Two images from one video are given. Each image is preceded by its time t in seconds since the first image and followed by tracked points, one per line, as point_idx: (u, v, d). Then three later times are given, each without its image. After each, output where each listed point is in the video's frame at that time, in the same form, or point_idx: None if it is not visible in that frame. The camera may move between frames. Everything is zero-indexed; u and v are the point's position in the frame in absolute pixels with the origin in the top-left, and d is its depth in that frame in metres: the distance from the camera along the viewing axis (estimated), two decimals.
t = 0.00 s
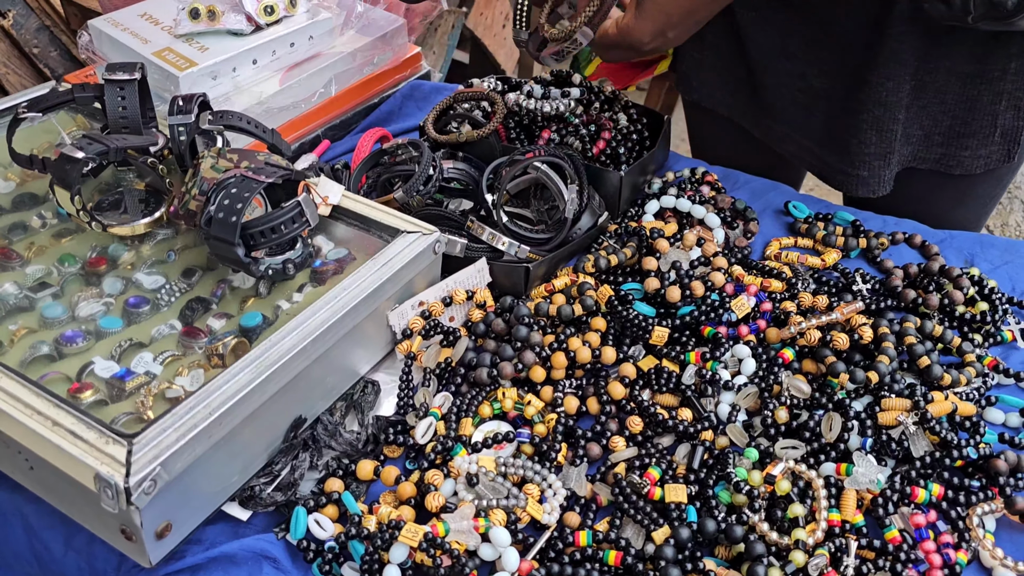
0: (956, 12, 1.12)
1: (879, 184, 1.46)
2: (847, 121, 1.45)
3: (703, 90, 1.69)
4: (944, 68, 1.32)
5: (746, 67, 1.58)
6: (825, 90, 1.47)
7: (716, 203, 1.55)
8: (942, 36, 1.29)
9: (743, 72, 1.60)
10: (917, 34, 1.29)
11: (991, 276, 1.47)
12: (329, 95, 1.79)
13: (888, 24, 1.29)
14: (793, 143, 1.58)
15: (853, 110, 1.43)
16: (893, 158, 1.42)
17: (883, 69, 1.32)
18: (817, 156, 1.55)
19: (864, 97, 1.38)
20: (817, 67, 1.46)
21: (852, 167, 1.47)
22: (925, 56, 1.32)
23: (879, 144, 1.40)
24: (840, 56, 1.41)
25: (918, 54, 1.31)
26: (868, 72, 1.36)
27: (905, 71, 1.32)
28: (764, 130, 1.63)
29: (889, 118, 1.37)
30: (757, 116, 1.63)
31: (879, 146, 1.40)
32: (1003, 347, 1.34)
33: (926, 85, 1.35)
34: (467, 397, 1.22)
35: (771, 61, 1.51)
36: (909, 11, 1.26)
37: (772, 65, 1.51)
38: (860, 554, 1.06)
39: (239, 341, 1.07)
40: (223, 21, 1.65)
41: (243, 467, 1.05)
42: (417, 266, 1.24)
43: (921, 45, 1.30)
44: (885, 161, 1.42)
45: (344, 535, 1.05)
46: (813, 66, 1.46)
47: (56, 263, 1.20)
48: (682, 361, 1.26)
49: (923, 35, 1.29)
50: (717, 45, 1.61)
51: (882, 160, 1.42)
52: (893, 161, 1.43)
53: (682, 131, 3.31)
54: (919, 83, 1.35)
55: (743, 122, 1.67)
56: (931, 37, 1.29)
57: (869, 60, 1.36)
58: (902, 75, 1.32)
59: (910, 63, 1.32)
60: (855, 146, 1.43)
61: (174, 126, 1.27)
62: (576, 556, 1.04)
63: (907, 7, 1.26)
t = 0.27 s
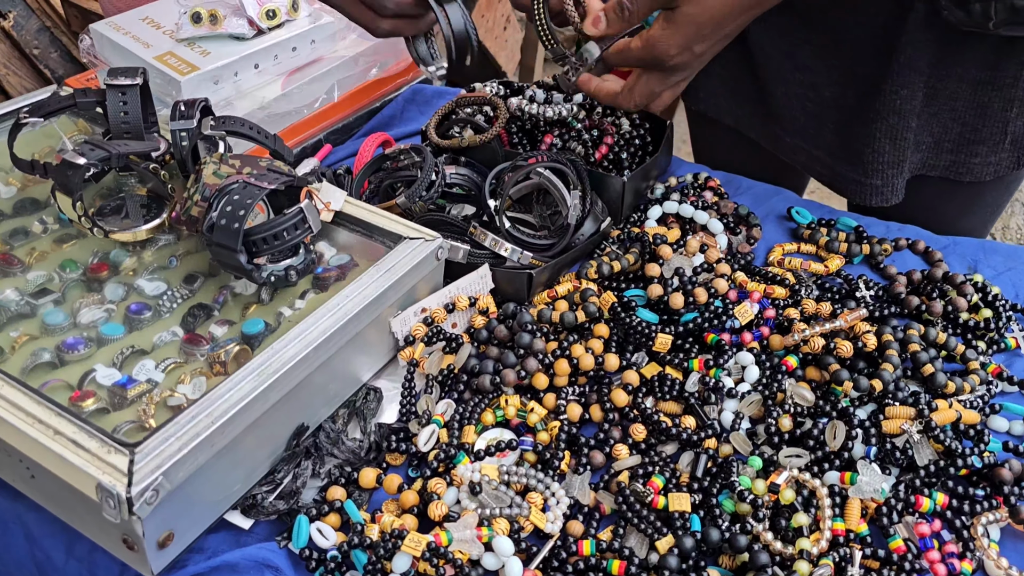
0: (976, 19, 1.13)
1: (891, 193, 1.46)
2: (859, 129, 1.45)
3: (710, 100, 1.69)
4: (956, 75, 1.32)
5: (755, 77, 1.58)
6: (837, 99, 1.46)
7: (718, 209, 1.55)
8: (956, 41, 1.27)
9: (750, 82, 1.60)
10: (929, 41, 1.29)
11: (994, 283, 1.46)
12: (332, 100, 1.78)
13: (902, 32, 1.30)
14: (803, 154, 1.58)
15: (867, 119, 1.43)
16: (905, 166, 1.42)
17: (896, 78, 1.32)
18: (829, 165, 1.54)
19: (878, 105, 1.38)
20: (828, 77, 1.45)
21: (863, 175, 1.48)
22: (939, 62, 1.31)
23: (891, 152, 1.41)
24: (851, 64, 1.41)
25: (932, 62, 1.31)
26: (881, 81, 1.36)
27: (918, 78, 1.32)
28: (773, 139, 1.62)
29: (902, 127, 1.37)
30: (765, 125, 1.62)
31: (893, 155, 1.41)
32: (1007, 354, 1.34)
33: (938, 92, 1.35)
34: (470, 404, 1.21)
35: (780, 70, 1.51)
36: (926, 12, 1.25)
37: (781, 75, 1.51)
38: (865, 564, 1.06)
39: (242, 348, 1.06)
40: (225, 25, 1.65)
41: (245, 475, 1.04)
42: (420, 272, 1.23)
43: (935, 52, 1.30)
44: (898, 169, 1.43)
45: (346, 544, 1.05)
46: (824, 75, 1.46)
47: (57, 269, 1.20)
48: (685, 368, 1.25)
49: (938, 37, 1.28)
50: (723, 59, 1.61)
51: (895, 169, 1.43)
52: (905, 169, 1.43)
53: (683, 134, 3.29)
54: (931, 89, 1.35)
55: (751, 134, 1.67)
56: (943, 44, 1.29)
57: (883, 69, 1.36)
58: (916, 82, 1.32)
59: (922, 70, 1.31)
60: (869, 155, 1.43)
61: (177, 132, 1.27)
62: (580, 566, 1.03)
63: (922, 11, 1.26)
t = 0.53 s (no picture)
0: (983, 30, 1.16)
1: (896, 204, 1.48)
2: (863, 139, 1.46)
3: (714, 111, 1.68)
4: (960, 85, 1.33)
5: (759, 86, 1.57)
6: (840, 110, 1.48)
7: (715, 216, 1.56)
8: (962, 51, 1.29)
9: (755, 94, 1.59)
10: (934, 52, 1.30)
11: (991, 291, 1.47)
12: (330, 107, 1.79)
13: (907, 42, 1.31)
14: (806, 165, 1.59)
15: (870, 130, 1.44)
16: (908, 177, 1.44)
17: (900, 88, 1.34)
18: (832, 176, 1.56)
19: (881, 116, 1.39)
20: (832, 87, 1.47)
21: (866, 185, 1.49)
22: (943, 72, 1.33)
23: (895, 162, 1.42)
24: (855, 74, 1.43)
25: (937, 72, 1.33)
26: (885, 91, 1.38)
27: (922, 89, 1.34)
28: (776, 150, 1.63)
29: (905, 137, 1.38)
30: (768, 137, 1.63)
31: (896, 164, 1.42)
32: (1002, 362, 1.34)
33: (941, 101, 1.36)
34: (467, 412, 1.21)
35: (782, 82, 1.51)
36: (931, 23, 1.27)
37: (783, 86, 1.51)
38: (859, 572, 1.07)
39: (240, 356, 1.07)
40: (224, 32, 1.66)
41: (244, 482, 1.05)
42: (418, 280, 1.24)
43: (940, 62, 1.32)
44: (900, 179, 1.44)
45: (344, 551, 1.05)
46: (829, 85, 1.47)
47: (56, 276, 1.20)
48: (682, 376, 1.25)
49: (948, 46, 1.29)
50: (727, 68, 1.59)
51: (897, 179, 1.44)
52: (908, 179, 1.44)
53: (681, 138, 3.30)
54: (934, 98, 1.37)
55: (752, 145, 1.67)
56: (948, 53, 1.30)
57: (887, 79, 1.38)
58: (920, 93, 1.34)
59: (927, 81, 1.33)
60: (872, 165, 1.45)
61: (176, 139, 1.27)
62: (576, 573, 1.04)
63: (928, 19, 1.27)
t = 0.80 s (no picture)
0: (979, 41, 1.18)
1: (892, 212, 1.48)
2: (860, 148, 1.46)
3: (710, 118, 1.69)
4: (956, 94, 1.34)
5: (756, 94, 1.58)
6: (836, 118, 1.49)
7: (710, 222, 1.57)
8: (960, 61, 1.30)
9: (753, 102, 1.60)
10: (931, 61, 1.31)
11: (983, 296, 1.48)
12: (325, 112, 1.80)
13: (904, 51, 1.32)
14: (802, 172, 1.59)
15: (867, 138, 1.44)
16: (904, 185, 1.44)
17: (895, 98, 1.35)
18: (829, 183, 1.56)
19: (877, 124, 1.40)
20: (828, 96, 1.48)
21: (862, 194, 1.49)
22: (939, 81, 1.34)
23: (891, 171, 1.42)
24: (853, 84, 1.44)
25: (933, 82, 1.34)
26: (881, 99, 1.39)
27: (919, 98, 1.35)
28: (772, 158, 1.64)
29: (901, 146, 1.39)
30: (766, 145, 1.63)
31: (892, 173, 1.42)
32: (995, 367, 1.36)
33: (937, 110, 1.37)
34: (462, 417, 1.23)
35: (778, 90, 1.52)
36: (926, 32, 1.28)
37: (781, 94, 1.53)
38: None
39: (235, 361, 1.07)
40: (221, 38, 1.67)
41: (239, 487, 1.05)
42: (412, 286, 1.24)
43: (936, 72, 1.33)
44: (896, 188, 1.45)
45: (338, 556, 1.05)
46: (826, 94, 1.48)
47: (53, 281, 1.21)
48: (676, 381, 1.27)
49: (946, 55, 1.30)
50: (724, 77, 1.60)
51: (893, 188, 1.44)
52: (904, 188, 1.45)
53: (677, 143, 3.31)
54: (930, 107, 1.37)
55: (748, 151, 1.67)
56: (945, 63, 1.31)
57: (884, 88, 1.38)
58: (916, 102, 1.35)
59: (923, 90, 1.34)
60: (868, 174, 1.45)
61: (172, 145, 1.28)
62: None
63: (924, 27, 1.28)
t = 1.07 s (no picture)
0: (973, 48, 1.19)
1: (887, 217, 1.47)
2: (856, 154, 1.45)
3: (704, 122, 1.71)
4: (952, 100, 1.35)
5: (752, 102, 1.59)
6: (830, 123, 1.49)
7: (704, 224, 1.57)
8: (956, 67, 1.31)
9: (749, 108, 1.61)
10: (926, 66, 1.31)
11: (976, 299, 1.48)
12: (320, 113, 1.81)
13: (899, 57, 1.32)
14: (798, 177, 1.60)
15: (861, 144, 1.43)
16: (899, 191, 1.43)
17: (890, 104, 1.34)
18: (824, 189, 1.56)
19: (872, 129, 1.39)
20: (823, 101, 1.48)
21: (857, 199, 1.48)
22: (935, 88, 1.34)
23: (886, 176, 1.41)
24: (848, 89, 1.44)
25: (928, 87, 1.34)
26: (877, 105, 1.38)
27: (914, 104, 1.34)
28: (768, 162, 1.64)
29: (897, 151, 1.38)
30: (762, 149, 1.64)
31: (887, 178, 1.41)
32: (987, 369, 1.36)
33: (933, 116, 1.38)
34: (456, 419, 1.23)
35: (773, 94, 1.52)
36: (922, 37, 1.28)
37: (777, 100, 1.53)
38: None
39: (229, 363, 1.07)
40: (216, 40, 1.68)
41: (231, 489, 1.05)
42: (406, 288, 1.24)
43: (931, 78, 1.33)
44: (891, 194, 1.44)
45: (331, 558, 1.05)
46: (822, 99, 1.48)
47: (46, 282, 1.21)
48: (669, 383, 1.27)
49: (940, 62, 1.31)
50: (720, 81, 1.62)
51: (889, 194, 1.44)
52: (899, 193, 1.44)
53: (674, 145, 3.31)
54: (925, 112, 1.38)
55: (744, 156, 1.69)
56: (940, 69, 1.32)
57: (879, 93, 1.38)
58: (911, 107, 1.34)
59: (918, 96, 1.34)
60: (863, 179, 1.44)
61: (167, 147, 1.28)
62: None
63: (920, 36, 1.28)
